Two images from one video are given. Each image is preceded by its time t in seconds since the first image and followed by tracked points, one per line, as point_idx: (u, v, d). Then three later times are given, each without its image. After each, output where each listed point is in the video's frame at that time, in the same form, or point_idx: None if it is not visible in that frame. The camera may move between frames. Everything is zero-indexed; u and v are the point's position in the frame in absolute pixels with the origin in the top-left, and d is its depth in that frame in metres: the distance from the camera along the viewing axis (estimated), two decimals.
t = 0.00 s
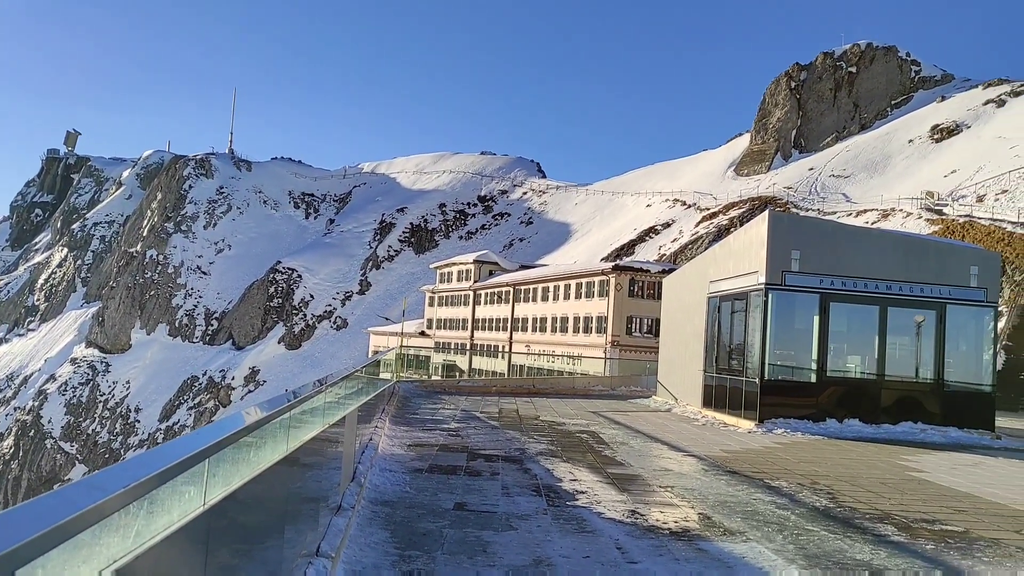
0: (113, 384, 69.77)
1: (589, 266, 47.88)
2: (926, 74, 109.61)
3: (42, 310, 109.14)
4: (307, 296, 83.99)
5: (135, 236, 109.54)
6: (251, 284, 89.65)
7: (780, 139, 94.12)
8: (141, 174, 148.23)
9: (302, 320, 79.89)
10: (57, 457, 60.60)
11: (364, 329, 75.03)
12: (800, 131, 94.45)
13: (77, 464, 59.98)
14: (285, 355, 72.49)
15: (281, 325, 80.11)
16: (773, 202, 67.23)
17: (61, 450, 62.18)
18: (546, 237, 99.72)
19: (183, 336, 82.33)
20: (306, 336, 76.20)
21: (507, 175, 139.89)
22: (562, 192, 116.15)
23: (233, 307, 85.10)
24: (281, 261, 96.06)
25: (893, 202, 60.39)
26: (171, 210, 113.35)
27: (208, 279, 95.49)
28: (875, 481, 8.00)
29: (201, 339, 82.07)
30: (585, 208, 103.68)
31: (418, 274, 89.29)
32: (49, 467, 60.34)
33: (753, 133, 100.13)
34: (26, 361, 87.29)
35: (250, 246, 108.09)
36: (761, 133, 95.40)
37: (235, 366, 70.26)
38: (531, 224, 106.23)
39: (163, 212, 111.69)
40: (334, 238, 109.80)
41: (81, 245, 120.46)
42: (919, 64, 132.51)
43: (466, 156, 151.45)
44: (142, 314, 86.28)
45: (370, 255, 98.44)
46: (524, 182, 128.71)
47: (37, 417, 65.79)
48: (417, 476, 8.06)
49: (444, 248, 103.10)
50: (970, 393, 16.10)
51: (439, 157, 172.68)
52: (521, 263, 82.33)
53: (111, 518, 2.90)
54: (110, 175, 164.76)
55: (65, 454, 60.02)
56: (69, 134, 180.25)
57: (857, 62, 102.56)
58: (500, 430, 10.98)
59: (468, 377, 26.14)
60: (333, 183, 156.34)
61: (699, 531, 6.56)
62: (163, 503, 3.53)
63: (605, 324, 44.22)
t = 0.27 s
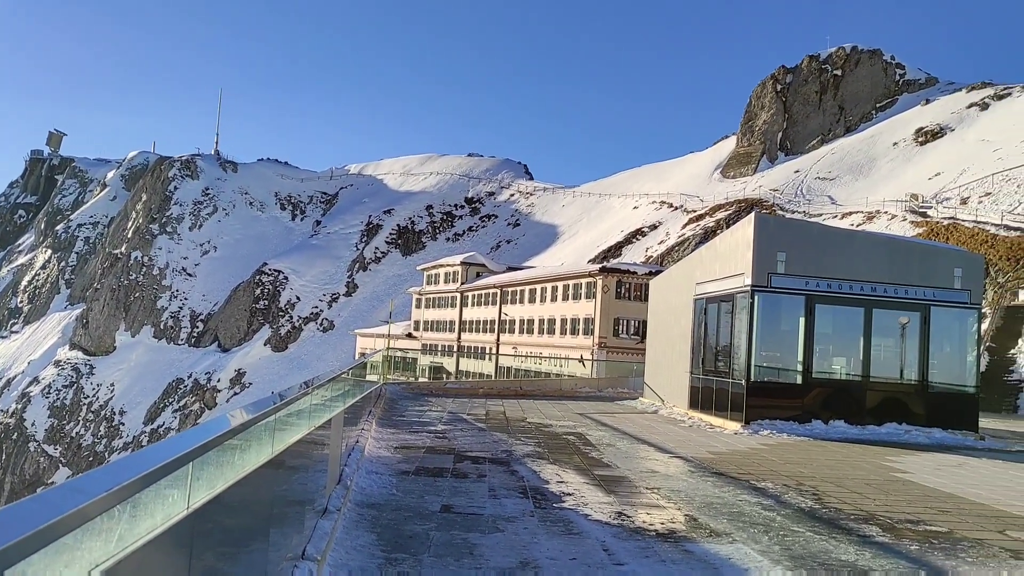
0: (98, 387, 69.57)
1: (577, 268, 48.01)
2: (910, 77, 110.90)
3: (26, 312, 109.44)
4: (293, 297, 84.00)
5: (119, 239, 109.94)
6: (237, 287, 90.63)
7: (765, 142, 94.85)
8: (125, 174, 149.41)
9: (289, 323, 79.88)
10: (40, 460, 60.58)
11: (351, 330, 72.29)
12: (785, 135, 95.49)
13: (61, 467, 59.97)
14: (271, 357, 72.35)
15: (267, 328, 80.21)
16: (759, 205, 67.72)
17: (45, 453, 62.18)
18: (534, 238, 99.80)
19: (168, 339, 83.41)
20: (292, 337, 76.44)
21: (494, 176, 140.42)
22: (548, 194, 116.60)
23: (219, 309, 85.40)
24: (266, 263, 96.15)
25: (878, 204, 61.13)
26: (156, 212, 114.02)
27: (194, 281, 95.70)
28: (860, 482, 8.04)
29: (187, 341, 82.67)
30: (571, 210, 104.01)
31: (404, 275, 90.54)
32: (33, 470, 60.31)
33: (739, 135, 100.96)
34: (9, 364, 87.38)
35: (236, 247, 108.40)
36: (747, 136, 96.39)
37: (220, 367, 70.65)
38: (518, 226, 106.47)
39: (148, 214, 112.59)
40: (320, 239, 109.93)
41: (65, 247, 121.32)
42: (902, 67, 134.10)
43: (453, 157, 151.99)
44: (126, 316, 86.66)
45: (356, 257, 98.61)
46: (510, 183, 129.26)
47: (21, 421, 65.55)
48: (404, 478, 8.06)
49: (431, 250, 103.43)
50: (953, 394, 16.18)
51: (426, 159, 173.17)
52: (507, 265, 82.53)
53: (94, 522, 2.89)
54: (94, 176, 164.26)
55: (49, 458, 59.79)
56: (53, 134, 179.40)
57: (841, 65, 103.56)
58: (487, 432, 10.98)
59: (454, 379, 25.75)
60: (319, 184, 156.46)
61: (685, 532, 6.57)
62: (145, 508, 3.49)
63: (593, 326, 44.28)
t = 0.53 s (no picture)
0: (78, 389, 69.21)
1: (561, 269, 48.15)
2: (892, 81, 112.17)
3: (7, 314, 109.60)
4: (277, 299, 83.84)
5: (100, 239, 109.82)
6: (220, 287, 90.92)
7: (749, 146, 95.78)
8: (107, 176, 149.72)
9: (272, 324, 79.98)
10: (20, 463, 60.38)
11: (336, 332, 74.22)
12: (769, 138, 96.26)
13: (41, 470, 59.78)
14: (254, 359, 72.13)
15: (250, 329, 80.44)
16: (742, 207, 68.20)
17: (25, 456, 61.80)
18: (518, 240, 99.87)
19: (150, 340, 83.36)
20: (275, 339, 76.88)
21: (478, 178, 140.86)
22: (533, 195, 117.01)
23: (201, 310, 85.87)
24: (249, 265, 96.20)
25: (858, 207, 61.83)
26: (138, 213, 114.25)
27: (176, 283, 95.20)
28: (843, 483, 8.09)
29: (169, 343, 82.95)
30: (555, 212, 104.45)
31: (389, 278, 91.65)
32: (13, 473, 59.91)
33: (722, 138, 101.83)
34: None
35: (218, 248, 108.30)
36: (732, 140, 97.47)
37: (203, 370, 69.32)
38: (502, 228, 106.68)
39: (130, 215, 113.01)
40: (304, 240, 109.92)
41: (46, 250, 121.91)
42: (884, 71, 135.59)
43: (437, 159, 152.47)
44: (108, 319, 86.99)
45: (341, 258, 98.69)
46: (494, 186, 129.81)
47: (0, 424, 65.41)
48: (388, 480, 8.04)
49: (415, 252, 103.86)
50: (934, 395, 16.31)
51: (410, 160, 173.36)
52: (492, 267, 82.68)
53: (72, 526, 2.85)
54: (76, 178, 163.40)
55: (29, 461, 59.47)
56: (33, 134, 177.91)
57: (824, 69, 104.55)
58: (471, 434, 10.97)
59: (439, 381, 25.80)
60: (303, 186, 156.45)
61: (669, 534, 6.58)
62: (124, 513, 3.44)
63: (577, 328, 44.35)
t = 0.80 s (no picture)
0: (61, 391, 68.91)
1: (548, 270, 48.20)
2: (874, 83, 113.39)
3: None
4: (261, 300, 84.13)
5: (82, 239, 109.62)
6: (203, 288, 90.27)
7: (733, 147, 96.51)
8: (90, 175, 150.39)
9: (257, 325, 79.63)
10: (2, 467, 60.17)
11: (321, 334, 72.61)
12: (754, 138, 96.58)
13: (22, 473, 59.61)
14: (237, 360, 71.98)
15: (233, 329, 80.56)
16: (727, 208, 68.56)
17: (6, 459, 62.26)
18: (503, 240, 99.81)
19: (132, 342, 81.82)
20: (260, 340, 76.91)
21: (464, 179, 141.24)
22: (518, 196, 117.34)
23: (186, 311, 84.57)
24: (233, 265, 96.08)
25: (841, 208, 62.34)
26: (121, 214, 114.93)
27: (160, 285, 94.15)
28: (826, 483, 8.15)
29: (152, 345, 81.56)
30: (540, 212, 104.61)
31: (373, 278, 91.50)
32: None
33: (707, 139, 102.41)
34: None
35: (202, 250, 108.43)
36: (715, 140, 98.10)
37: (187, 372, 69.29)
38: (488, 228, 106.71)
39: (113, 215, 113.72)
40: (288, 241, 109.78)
41: (28, 251, 122.73)
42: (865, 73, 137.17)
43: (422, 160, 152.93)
44: (90, 320, 87.10)
45: (325, 259, 98.78)
46: (480, 186, 130.05)
47: None
48: (373, 481, 8.03)
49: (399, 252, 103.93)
50: (917, 395, 16.44)
51: (395, 160, 173.65)
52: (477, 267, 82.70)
53: (51, 527, 2.84)
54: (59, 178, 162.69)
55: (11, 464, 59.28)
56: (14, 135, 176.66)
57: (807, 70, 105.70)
58: (457, 435, 10.96)
59: (425, 381, 25.83)
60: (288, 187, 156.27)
61: (653, 534, 6.60)
62: (104, 515, 3.42)
63: (563, 328, 44.44)
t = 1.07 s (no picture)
0: (40, 393, 68.81)
1: (532, 270, 48.18)
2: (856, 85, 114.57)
3: None
4: (242, 301, 83.76)
5: (60, 241, 112.46)
6: (184, 290, 90.05)
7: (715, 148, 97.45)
8: (70, 175, 151.62)
9: (238, 326, 79.57)
10: None
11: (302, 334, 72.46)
12: (736, 140, 98.00)
13: None
14: (219, 361, 71.86)
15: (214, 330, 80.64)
16: (710, 209, 68.84)
17: None
18: (486, 241, 99.56)
19: (113, 343, 84.50)
20: (241, 341, 76.85)
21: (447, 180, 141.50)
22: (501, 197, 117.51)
23: (167, 313, 84.92)
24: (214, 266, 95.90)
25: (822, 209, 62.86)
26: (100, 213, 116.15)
27: (139, 285, 95.09)
28: (807, 482, 8.20)
29: (132, 346, 83.29)
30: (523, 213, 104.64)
31: (355, 279, 91.15)
32: None
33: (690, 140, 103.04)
34: None
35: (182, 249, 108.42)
36: (698, 141, 99.54)
37: (167, 373, 69.46)
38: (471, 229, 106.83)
39: (93, 216, 115.24)
40: (270, 241, 109.54)
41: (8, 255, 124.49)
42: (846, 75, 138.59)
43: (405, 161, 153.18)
44: (69, 320, 88.35)
45: (307, 259, 98.53)
46: (463, 186, 130.22)
47: None
48: (355, 483, 8.01)
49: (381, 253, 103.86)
50: (897, 395, 16.57)
51: (379, 160, 173.65)
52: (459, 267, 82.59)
53: (22, 531, 2.80)
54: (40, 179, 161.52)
55: None
56: None
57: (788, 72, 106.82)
58: (440, 436, 10.95)
59: (408, 382, 25.93)
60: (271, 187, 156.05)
61: (635, 534, 6.61)
62: (78, 516, 3.38)
63: (545, 328, 44.49)
